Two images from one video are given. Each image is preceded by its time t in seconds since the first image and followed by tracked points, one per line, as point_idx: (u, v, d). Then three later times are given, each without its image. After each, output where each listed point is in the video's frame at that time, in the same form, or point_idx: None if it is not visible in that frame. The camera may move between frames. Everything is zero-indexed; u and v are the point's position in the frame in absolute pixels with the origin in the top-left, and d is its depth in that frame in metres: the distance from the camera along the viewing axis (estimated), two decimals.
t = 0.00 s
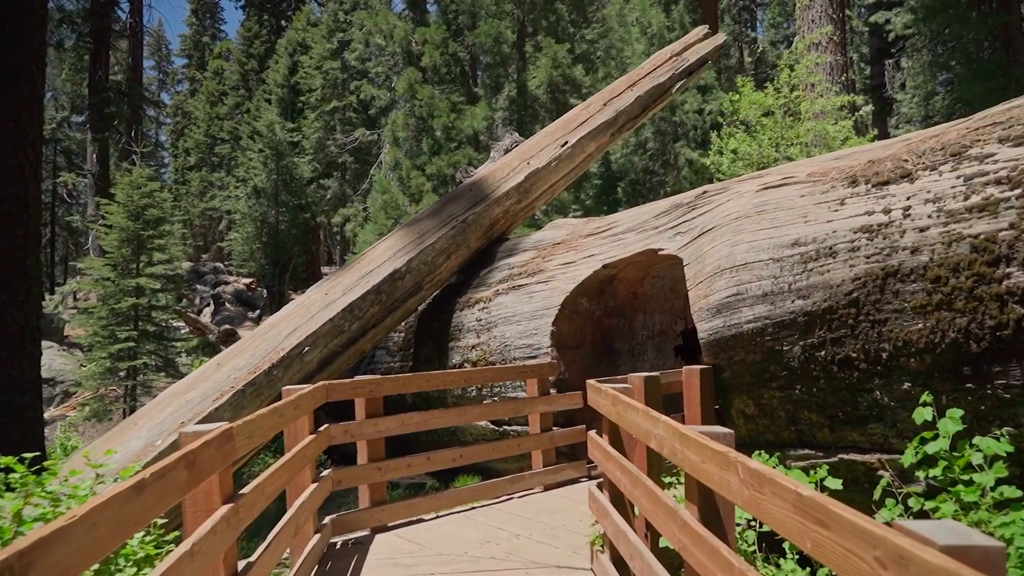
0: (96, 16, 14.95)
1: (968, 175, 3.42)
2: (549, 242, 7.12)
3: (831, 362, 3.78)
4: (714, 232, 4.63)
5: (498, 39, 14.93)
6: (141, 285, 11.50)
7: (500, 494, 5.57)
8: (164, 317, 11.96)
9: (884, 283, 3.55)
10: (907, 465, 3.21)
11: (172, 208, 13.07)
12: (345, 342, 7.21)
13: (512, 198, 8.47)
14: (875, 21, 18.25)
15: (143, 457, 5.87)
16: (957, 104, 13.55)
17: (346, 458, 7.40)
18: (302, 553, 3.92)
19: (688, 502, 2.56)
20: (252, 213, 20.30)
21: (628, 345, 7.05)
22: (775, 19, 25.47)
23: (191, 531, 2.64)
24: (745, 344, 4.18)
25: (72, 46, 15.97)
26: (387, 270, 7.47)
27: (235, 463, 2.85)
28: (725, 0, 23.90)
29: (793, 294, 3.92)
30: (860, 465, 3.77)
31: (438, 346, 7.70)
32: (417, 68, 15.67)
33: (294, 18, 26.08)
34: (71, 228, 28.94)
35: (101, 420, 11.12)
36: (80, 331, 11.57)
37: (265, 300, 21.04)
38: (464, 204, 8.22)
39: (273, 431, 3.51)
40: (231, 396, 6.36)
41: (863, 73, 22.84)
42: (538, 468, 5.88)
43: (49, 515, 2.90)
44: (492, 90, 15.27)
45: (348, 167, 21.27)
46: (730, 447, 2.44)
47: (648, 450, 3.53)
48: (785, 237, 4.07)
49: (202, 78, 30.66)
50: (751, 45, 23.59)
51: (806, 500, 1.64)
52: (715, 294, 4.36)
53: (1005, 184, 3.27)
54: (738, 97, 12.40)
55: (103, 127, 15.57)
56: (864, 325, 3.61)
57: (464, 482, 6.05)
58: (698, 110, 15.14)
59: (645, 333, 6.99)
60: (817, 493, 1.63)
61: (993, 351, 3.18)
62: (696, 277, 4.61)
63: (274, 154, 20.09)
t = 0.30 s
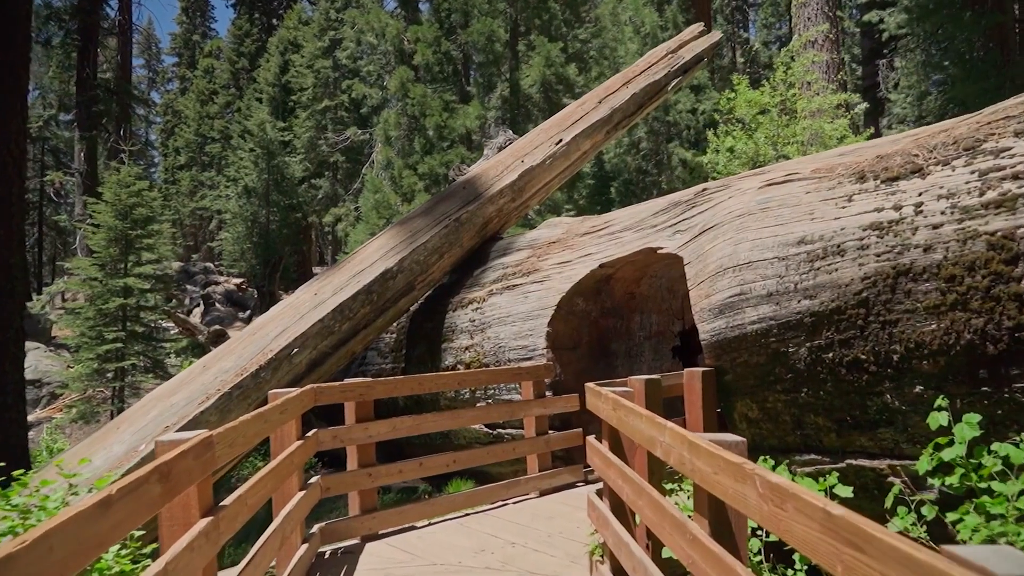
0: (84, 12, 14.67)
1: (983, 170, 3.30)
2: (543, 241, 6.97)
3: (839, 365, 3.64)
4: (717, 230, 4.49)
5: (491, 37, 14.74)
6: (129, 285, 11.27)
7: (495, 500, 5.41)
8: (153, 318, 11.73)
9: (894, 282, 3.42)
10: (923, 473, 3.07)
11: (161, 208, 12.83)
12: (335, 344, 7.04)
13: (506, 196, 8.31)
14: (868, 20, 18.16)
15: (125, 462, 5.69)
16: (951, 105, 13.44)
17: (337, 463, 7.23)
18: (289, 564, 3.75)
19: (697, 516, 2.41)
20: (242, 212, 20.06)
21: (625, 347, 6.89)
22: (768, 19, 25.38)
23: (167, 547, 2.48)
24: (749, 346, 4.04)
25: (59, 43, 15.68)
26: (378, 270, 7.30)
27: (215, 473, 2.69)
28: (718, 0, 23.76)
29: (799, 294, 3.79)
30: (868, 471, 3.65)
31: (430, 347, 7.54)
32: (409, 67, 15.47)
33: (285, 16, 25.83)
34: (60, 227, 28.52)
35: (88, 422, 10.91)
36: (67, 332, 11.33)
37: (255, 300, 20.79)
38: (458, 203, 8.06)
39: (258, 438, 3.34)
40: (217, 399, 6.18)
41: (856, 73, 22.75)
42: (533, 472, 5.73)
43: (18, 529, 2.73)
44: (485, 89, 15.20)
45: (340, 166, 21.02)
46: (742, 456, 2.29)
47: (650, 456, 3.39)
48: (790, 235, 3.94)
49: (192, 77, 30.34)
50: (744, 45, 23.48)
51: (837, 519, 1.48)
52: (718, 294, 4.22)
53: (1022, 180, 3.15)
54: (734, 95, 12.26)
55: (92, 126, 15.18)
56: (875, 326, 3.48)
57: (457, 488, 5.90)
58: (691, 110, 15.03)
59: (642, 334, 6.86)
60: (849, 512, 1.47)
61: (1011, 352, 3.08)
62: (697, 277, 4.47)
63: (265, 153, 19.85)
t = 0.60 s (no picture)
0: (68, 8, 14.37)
1: (1001, 162, 3.15)
2: (537, 239, 6.80)
3: (848, 366, 3.49)
4: (718, 227, 4.34)
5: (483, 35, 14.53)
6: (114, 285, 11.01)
7: (487, 506, 5.23)
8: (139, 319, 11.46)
9: (908, 280, 3.26)
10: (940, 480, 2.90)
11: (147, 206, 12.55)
12: (323, 344, 6.84)
13: (498, 193, 8.13)
14: (859, 21, 18.08)
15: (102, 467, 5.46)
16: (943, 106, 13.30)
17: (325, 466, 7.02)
18: None
19: (709, 530, 2.24)
20: (230, 212, 19.78)
21: (621, 348, 6.73)
22: (759, 20, 25.26)
23: (136, 564, 2.28)
24: (753, 346, 3.88)
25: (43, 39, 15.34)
26: (367, 268, 7.10)
27: (190, 483, 2.49)
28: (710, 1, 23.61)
29: (806, 293, 3.63)
30: (879, 476, 3.50)
31: (421, 348, 7.35)
32: (400, 65, 15.25)
33: (274, 14, 25.53)
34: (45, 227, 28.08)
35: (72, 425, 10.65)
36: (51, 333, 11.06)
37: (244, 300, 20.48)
38: (449, 200, 7.88)
39: (239, 444, 3.15)
40: (199, 401, 5.96)
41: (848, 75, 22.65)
42: (527, 477, 5.55)
43: None
44: (476, 88, 15.13)
45: (330, 166, 20.73)
46: (759, 466, 2.10)
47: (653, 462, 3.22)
48: (796, 231, 3.78)
49: (181, 75, 29.97)
50: (735, 46, 23.36)
51: (881, 542, 1.31)
52: (720, 293, 4.06)
53: None
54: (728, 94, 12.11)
55: (77, 123, 14.77)
56: (887, 326, 3.33)
57: (448, 493, 5.71)
58: (683, 110, 14.89)
59: (638, 334, 6.69)
60: (897, 534, 1.29)
61: None
62: (699, 275, 4.31)
63: (254, 152, 19.60)
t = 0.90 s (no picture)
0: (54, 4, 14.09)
1: (1019, 154, 3.02)
2: (531, 237, 6.65)
3: (857, 367, 3.36)
4: (720, 223, 4.20)
5: (475, 34, 14.37)
6: (101, 283, 10.79)
7: (480, 511, 5.07)
8: (127, 318, 11.23)
9: (920, 277, 3.14)
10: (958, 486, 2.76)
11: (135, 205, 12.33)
12: (311, 344, 6.67)
13: (491, 191, 7.98)
14: (850, 21, 18.02)
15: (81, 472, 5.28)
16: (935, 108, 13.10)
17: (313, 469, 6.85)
18: None
19: (720, 542, 2.09)
20: (220, 211, 19.54)
21: (617, 348, 6.59)
22: (751, 22, 25.19)
23: None
24: (757, 347, 3.74)
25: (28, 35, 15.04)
26: (357, 267, 6.93)
27: (163, 492, 2.32)
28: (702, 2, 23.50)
29: (813, 291, 3.50)
30: (888, 482, 3.37)
31: (412, 348, 7.19)
32: (391, 63, 15.08)
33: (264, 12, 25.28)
34: (31, 226, 27.69)
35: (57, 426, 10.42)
36: (36, 332, 10.83)
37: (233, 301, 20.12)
38: (441, 197, 7.72)
39: (220, 448, 2.98)
40: (183, 403, 5.78)
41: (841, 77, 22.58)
42: (521, 481, 5.39)
43: None
44: (468, 87, 14.75)
45: (320, 165, 20.47)
46: (776, 474, 1.96)
47: (654, 466, 3.07)
48: (802, 227, 3.65)
49: (170, 74, 29.65)
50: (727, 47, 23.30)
51: (926, 563, 1.16)
52: (723, 291, 3.92)
53: None
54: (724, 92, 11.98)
55: (63, 120, 14.49)
56: (898, 325, 3.20)
57: (441, 497, 5.56)
58: (675, 110, 14.79)
59: (634, 334, 6.55)
60: (943, 555, 1.14)
61: None
62: (700, 273, 4.18)
63: (244, 151, 19.41)
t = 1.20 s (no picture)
0: None
1: None
2: (524, 235, 6.50)
3: (866, 369, 3.23)
4: (721, 220, 4.07)
5: (466, 32, 14.18)
6: (86, 283, 10.54)
7: (473, 517, 4.92)
8: (113, 319, 10.98)
9: (934, 275, 3.02)
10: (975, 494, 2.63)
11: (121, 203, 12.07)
12: (299, 344, 6.49)
13: (484, 189, 7.83)
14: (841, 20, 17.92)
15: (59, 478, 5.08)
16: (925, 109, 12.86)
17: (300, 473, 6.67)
18: None
19: (734, 558, 1.94)
20: (208, 210, 19.26)
21: (613, 348, 6.46)
22: (742, 23, 25.11)
23: None
24: (761, 347, 3.61)
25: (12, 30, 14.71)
26: (346, 265, 6.76)
27: (135, 505, 2.15)
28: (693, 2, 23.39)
29: (819, 289, 3.37)
30: (898, 488, 3.24)
31: (402, 348, 7.02)
32: (381, 61, 14.88)
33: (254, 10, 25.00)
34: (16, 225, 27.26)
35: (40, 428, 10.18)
36: (19, 333, 10.57)
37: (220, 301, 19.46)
38: (433, 194, 7.57)
39: (199, 455, 2.81)
40: (165, 406, 5.59)
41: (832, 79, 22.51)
42: (515, 485, 5.24)
43: None
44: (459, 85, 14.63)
45: (310, 164, 20.17)
46: (797, 485, 1.82)
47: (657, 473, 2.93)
48: (808, 223, 3.52)
49: (158, 72, 29.29)
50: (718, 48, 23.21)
51: None
52: (725, 289, 3.79)
53: None
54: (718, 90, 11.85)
55: (48, 118, 14.15)
56: (910, 325, 3.08)
57: (432, 503, 5.40)
58: (667, 110, 14.67)
59: (629, 334, 6.42)
60: None
61: None
62: (700, 271, 4.04)
63: (233, 150, 19.20)
